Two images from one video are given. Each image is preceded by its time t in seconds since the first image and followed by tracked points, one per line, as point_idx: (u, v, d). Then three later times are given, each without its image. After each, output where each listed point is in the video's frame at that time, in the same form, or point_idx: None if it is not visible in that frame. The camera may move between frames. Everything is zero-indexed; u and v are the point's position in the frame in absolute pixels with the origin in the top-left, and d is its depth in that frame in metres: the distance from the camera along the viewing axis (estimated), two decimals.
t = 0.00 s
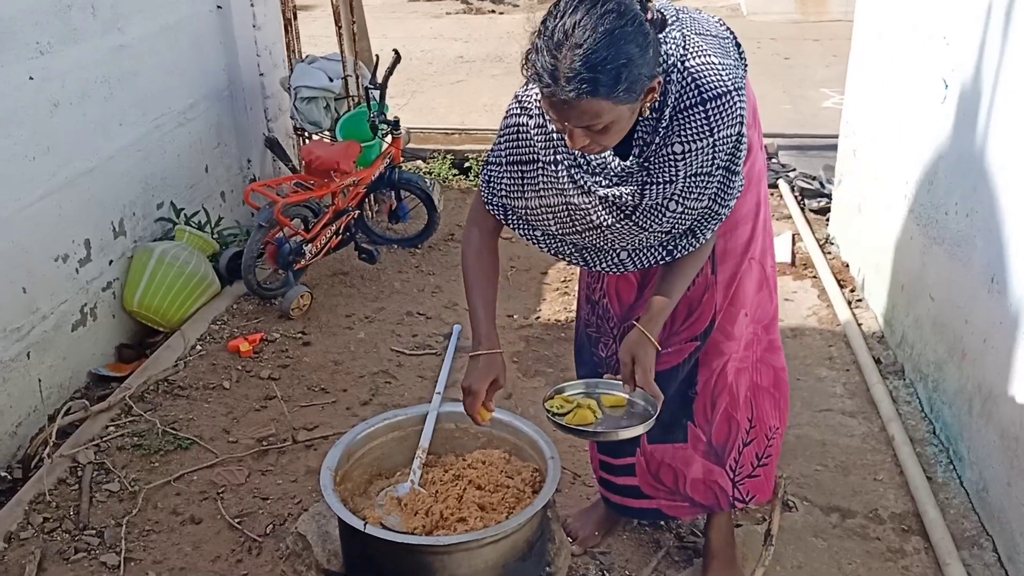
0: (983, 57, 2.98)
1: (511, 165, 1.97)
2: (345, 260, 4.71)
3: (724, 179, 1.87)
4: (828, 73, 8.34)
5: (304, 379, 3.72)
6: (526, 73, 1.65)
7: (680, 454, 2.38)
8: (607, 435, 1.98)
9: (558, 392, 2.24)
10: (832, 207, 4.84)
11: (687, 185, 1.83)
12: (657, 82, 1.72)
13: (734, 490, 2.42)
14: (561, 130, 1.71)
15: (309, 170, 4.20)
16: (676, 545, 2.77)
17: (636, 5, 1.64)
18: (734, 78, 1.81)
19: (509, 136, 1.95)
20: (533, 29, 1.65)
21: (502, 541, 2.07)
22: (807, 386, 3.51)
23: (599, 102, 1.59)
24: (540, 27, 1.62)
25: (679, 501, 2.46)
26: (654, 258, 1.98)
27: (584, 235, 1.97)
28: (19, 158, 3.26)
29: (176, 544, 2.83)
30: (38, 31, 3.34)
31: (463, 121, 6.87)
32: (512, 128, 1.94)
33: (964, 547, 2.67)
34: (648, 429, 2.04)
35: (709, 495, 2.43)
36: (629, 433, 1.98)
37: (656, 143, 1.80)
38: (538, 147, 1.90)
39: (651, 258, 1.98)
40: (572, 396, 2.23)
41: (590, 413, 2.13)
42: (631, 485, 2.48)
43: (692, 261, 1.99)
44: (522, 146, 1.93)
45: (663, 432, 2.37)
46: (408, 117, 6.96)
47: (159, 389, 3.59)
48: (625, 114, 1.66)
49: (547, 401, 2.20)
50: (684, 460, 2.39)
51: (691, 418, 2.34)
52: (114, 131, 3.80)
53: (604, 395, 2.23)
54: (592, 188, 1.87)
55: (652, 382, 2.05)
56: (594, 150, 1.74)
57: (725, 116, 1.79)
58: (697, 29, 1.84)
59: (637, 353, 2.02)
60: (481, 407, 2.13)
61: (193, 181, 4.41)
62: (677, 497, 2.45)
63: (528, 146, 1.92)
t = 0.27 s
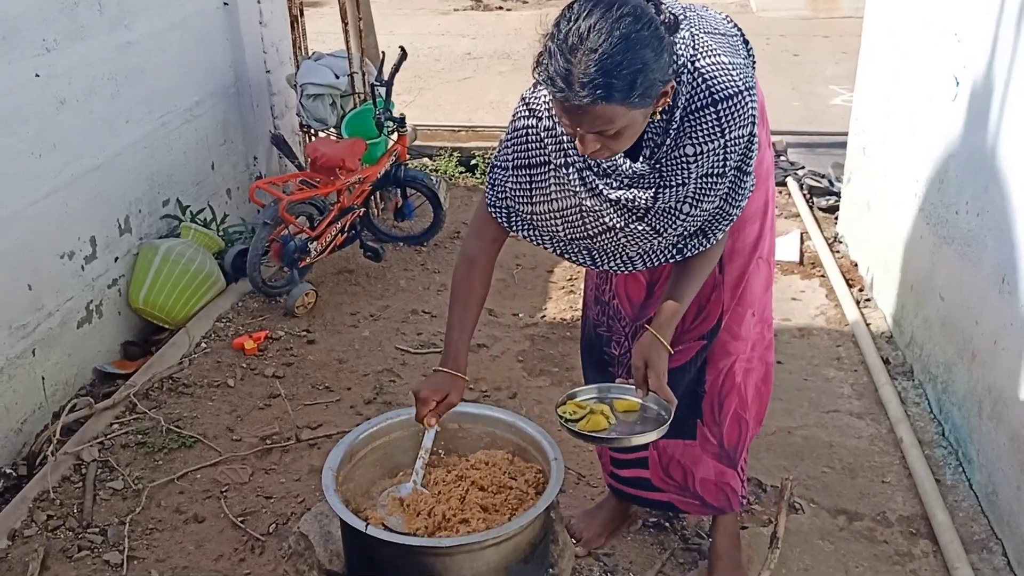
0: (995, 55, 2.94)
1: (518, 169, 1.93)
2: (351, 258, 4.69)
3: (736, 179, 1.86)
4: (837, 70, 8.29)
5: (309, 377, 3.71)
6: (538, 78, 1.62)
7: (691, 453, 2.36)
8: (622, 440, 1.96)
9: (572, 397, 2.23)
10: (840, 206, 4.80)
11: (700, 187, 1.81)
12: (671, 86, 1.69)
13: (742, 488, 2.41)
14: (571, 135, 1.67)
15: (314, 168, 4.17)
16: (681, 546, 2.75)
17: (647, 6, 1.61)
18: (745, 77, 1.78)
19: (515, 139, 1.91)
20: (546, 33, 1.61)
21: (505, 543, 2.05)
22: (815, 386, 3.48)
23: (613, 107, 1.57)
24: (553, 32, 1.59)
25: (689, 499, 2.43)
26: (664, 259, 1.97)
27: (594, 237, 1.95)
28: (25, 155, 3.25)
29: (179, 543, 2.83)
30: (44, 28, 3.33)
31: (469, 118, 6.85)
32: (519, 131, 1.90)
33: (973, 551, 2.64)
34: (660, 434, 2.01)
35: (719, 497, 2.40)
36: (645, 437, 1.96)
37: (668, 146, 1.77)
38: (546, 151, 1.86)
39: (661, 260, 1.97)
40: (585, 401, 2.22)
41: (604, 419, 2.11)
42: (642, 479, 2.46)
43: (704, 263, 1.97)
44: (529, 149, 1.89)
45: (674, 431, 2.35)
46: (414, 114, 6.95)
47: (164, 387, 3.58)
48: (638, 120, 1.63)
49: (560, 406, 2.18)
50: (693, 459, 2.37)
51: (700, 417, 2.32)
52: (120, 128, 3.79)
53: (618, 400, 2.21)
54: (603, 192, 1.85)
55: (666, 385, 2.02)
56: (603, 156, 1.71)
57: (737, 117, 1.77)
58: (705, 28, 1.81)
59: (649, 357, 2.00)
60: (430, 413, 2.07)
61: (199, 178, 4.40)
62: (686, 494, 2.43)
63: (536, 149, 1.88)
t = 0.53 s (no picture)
0: (1000, 54, 2.92)
1: (519, 172, 1.92)
2: (352, 258, 4.69)
3: (739, 187, 1.85)
4: (840, 68, 8.27)
5: (311, 378, 3.70)
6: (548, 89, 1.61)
7: (697, 457, 2.35)
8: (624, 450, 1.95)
9: (575, 404, 2.22)
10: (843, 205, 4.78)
11: (702, 195, 1.81)
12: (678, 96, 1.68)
13: (748, 492, 2.40)
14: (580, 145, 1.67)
15: (316, 167, 4.17)
16: (683, 549, 2.74)
17: (659, 19, 1.60)
18: (751, 86, 1.77)
19: (516, 143, 1.90)
20: (556, 44, 1.61)
21: (506, 548, 2.05)
22: (817, 387, 3.47)
23: (623, 122, 1.56)
24: (564, 45, 1.58)
25: (695, 502, 2.42)
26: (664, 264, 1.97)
27: (595, 241, 1.94)
28: (26, 156, 3.24)
29: (180, 546, 2.82)
30: (45, 28, 3.32)
31: (471, 117, 6.84)
32: (520, 134, 1.89)
33: (976, 553, 2.63)
34: (665, 444, 2.00)
35: (726, 500, 2.40)
36: (648, 447, 1.96)
37: (671, 153, 1.77)
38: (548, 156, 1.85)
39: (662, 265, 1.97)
40: (589, 408, 2.21)
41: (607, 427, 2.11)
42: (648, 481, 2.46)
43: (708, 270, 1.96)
44: (530, 153, 1.88)
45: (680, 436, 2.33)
46: (416, 112, 6.94)
47: (165, 388, 3.57)
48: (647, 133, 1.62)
49: (563, 413, 2.18)
50: (698, 463, 2.36)
51: (706, 421, 2.30)
52: (122, 128, 3.79)
53: (622, 407, 2.21)
54: (604, 198, 1.84)
55: (670, 396, 2.01)
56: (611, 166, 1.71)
57: (742, 125, 1.76)
58: (711, 33, 1.80)
59: (653, 366, 1.99)
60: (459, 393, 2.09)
61: (200, 178, 4.39)
62: (692, 498, 2.42)
63: (537, 153, 1.87)
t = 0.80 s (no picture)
0: (996, 51, 2.92)
1: (515, 171, 1.92)
2: (351, 258, 4.69)
3: (735, 185, 1.84)
4: (838, 65, 8.27)
5: (309, 379, 3.70)
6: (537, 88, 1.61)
7: (699, 456, 2.35)
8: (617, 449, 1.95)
9: (569, 404, 2.22)
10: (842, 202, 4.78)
11: (697, 193, 1.80)
12: (670, 94, 1.67)
13: (753, 494, 2.39)
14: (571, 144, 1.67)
15: (314, 168, 4.16)
16: (682, 548, 2.74)
17: (646, 17, 1.60)
18: (743, 83, 1.76)
19: (512, 141, 1.90)
20: (544, 42, 1.60)
21: (504, 549, 2.04)
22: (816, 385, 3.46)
23: (611, 121, 1.56)
24: (552, 43, 1.58)
25: (699, 501, 2.42)
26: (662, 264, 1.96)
27: (592, 241, 1.93)
28: (23, 158, 3.24)
29: (179, 548, 2.82)
30: (42, 30, 3.32)
31: (469, 116, 6.83)
32: (516, 132, 1.89)
33: (975, 551, 2.63)
34: (658, 443, 2.00)
35: (729, 500, 2.39)
36: (641, 447, 1.95)
37: (664, 150, 1.76)
38: (542, 154, 1.85)
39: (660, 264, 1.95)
40: (583, 408, 2.21)
41: (601, 427, 2.10)
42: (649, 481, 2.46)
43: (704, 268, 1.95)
44: (526, 151, 1.88)
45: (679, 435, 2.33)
46: (415, 111, 6.93)
47: (163, 390, 3.57)
48: (637, 131, 1.62)
49: (556, 412, 2.18)
50: (701, 462, 2.36)
51: (711, 422, 2.30)
52: (119, 129, 3.78)
53: (616, 407, 2.20)
54: (599, 196, 1.84)
55: (663, 394, 2.02)
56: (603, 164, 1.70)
57: (735, 122, 1.75)
58: (704, 31, 1.79)
59: (648, 365, 1.99)
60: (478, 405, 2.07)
61: (198, 179, 4.39)
62: (696, 496, 2.41)
63: (533, 150, 1.87)
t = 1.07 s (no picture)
0: (992, 45, 2.92)
1: (507, 163, 1.92)
2: (348, 254, 4.68)
3: (728, 180, 1.84)
4: (836, 61, 8.26)
5: (306, 375, 3.70)
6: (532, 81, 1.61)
7: (694, 451, 2.35)
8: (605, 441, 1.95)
9: (557, 395, 2.22)
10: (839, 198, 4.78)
11: (689, 187, 1.79)
12: (664, 87, 1.67)
13: (748, 488, 2.38)
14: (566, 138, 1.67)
15: (310, 164, 4.15)
16: (678, 543, 2.74)
17: (641, 10, 1.60)
18: (738, 77, 1.76)
19: (505, 132, 1.90)
20: (539, 35, 1.60)
21: (498, 542, 2.04)
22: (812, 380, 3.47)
23: (606, 114, 1.56)
24: (547, 35, 1.58)
25: (694, 497, 2.42)
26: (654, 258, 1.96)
27: (584, 234, 1.93)
28: (17, 154, 3.23)
29: (174, 543, 2.82)
30: (36, 26, 3.31)
31: (466, 112, 6.83)
32: (509, 124, 1.89)
33: (971, 544, 2.63)
34: (646, 435, 2.01)
35: (725, 495, 2.39)
36: (629, 439, 1.96)
37: (656, 144, 1.76)
38: (536, 146, 1.85)
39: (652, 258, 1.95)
40: (570, 399, 2.21)
41: (588, 419, 2.11)
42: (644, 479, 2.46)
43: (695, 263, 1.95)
44: (519, 143, 1.88)
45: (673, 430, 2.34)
46: (412, 108, 6.93)
47: (159, 386, 3.57)
48: (633, 124, 1.62)
49: (544, 404, 2.18)
50: (697, 458, 2.36)
51: (706, 417, 2.30)
52: (114, 126, 3.78)
53: (603, 399, 2.21)
54: (591, 188, 1.84)
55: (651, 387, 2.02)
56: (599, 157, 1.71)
57: (728, 117, 1.75)
58: (699, 25, 1.79)
59: (637, 358, 1.99)
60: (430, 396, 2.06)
61: (194, 175, 4.39)
62: (691, 492, 2.42)
63: (526, 142, 1.87)
